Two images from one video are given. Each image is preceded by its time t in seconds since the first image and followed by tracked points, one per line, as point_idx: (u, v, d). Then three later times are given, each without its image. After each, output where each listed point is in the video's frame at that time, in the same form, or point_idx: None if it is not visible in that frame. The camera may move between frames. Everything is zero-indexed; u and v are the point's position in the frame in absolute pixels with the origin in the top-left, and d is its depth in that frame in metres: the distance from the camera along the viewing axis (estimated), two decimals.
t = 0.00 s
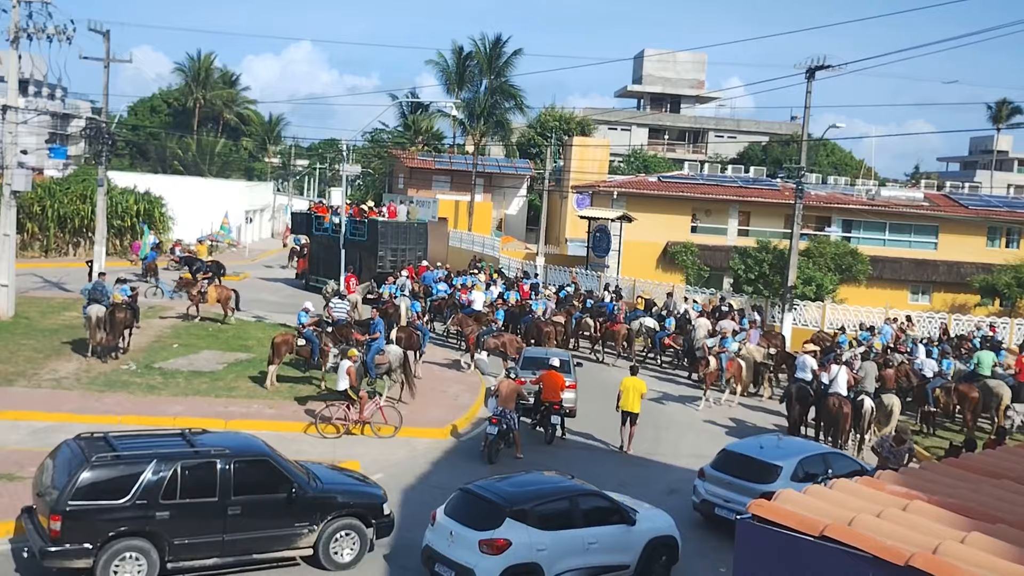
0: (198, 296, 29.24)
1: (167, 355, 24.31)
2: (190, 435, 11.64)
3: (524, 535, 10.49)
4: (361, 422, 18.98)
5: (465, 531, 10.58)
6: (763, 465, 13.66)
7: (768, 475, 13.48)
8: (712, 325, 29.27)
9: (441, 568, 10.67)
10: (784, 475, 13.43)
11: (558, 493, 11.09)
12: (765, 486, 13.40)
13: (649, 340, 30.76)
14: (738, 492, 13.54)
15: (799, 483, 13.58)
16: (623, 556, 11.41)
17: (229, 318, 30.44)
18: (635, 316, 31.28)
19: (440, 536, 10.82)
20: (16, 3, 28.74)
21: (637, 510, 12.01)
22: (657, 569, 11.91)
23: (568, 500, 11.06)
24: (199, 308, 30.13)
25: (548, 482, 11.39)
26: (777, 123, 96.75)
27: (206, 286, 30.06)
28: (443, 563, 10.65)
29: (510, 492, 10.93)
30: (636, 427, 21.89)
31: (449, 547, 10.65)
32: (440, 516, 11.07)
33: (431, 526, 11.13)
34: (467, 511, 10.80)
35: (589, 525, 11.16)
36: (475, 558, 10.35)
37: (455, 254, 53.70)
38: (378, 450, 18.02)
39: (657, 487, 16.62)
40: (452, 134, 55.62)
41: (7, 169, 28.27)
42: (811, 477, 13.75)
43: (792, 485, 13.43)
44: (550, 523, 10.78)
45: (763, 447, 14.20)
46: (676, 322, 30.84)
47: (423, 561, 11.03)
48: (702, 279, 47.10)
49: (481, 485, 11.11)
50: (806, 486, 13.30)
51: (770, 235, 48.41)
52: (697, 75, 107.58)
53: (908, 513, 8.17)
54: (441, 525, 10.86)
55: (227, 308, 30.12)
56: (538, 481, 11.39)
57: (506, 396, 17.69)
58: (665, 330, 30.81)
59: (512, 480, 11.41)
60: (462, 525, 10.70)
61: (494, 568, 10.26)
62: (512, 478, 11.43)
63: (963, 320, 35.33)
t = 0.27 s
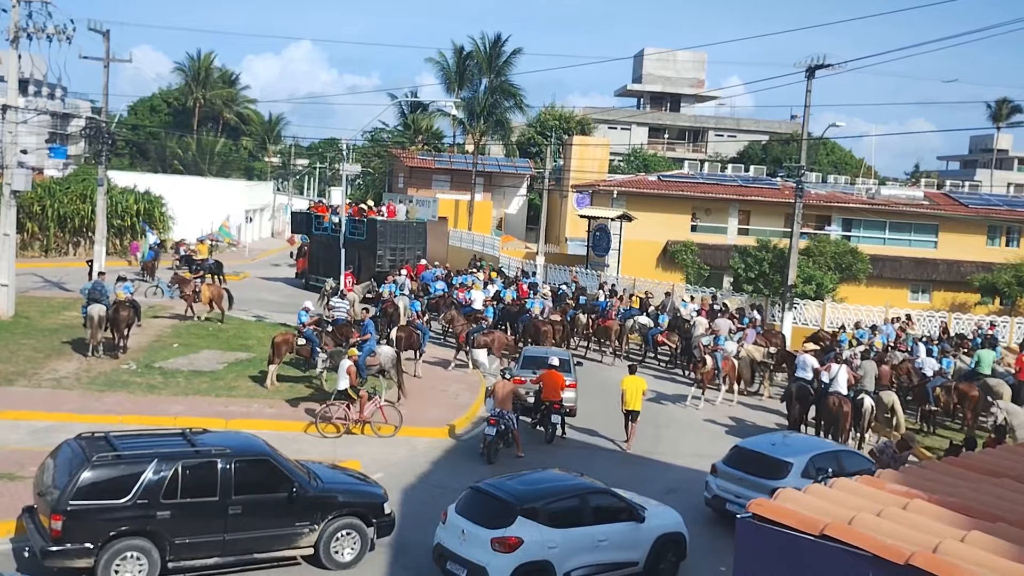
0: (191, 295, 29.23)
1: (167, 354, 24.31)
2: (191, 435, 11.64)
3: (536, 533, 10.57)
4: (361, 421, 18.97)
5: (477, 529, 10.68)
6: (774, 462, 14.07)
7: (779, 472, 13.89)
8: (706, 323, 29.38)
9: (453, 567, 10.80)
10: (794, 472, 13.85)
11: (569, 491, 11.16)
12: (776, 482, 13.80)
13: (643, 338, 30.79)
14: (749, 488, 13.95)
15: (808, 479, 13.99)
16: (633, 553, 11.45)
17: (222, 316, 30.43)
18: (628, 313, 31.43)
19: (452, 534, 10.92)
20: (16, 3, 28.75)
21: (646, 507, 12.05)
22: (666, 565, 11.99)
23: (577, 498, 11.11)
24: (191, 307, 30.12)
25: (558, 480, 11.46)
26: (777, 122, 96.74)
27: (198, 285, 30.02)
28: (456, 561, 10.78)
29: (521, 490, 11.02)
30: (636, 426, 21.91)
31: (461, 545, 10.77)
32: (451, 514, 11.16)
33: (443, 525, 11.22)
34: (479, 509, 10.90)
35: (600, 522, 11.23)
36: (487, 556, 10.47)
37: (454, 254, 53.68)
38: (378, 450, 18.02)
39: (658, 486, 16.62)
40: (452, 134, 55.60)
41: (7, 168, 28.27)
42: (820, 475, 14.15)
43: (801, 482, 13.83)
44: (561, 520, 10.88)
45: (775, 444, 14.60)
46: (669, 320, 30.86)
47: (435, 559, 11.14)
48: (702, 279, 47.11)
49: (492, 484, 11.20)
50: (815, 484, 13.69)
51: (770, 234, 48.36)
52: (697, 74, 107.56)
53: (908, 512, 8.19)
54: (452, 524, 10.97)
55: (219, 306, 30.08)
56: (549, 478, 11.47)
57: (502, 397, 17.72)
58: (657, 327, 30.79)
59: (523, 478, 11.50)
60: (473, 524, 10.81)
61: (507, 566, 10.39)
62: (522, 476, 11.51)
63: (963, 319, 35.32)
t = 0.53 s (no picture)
0: (182, 296, 29.13)
1: (168, 354, 24.32)
2: (192, 434, 11.64)
3: (552, 529, 10.64)
4: (362, 421, 18.97)
5: (493, 526, 10.72)
6: (786, 459, 14.21)
7: (790, 469, 14.03)
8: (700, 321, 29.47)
9: (469, 563, 10.80)
10: (805, 469, 14.00)
11: (582, 489, 11.23)
12: (788, 479, 13.94)
13: (636, 336, 30.82)
14: (761, 484, 14.06)
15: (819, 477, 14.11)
16: (646, 548, 11.52)
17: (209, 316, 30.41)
18: (622, 312, 31.51)
19: (468, 531, 10.96)
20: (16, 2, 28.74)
21: (658, 504, 12.12)
22: (677, 561, 12.06)
23: (592, 496, 11.20)
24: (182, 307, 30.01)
25: (571, 478, 11.53)
26: (777, 121, 96.73)
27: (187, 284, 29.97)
28: (472, 557, 10.78)
29: (536, 488, 11.08)
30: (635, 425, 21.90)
31: (477, 542, 10.80)
32: (466, 512, 11.19)
33: (457, 523, 11.26)
34: (494, 506, 10.95)
35: (614, 519, 11.29)
36: (504, 552, 10.50)
37: (455, 253, 53.68)
38: (379, 449, 18.02)
39: (657, 486, 16.61)
40: (452, 133, 55.58)
41: (7, 168, 28.26)
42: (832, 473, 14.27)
43: (812, 479, 13.97)
44: (577, 517, 10.94)
45: (787, 442, 14.75)
46: (663, 319, 30.64)
47: (451, 556, 11.17)
48: (702, 278, 47.13)
49: (507, 481, 11.26)
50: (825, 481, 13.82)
51: (770, 234, 48.31)
52: (697, 73, 107.57)
53: (909, 511, 8.18)
54: (469, 521, 11.00)
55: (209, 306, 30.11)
56: (562, 476, 11.54)
57: (501, 398, 17.74)
58: (651, 326, 30.29)
59: (538, 476, 11.56)
60: (489, 521, 10.85)
61: (524, 563, 10.42)
62: (536, 473, 11.58)
63: (964, 318, 35.34)
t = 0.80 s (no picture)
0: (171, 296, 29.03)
1: (168, 354, 24.32)
2: (196, 434, 11.65)
3: (574, 525, 10.87)
4: (362, 421, 18.99)
5: (515, 522, 10.95)
6: (797, 457, 14.55)
7: (802, 467, 14.36)
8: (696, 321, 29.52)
9: (492, 558, 11.03)
10: (816, 467, 14.33)
11: (602, 486, 11.47)
12: (800, 476, 14.27)
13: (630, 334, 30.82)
14: (773, 482, 14.40)
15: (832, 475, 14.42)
16: (664, 544, 11.77)
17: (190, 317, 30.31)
18: (618, 311, 31.57)
19: (491, 527, 11.18)
20: (15, 3, 28.76)
21: (674, 499, 12.38)
22: (695, 556, 12.31)
23: (612, 492, 11.45)
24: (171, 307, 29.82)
25: (590, 475, 11.77)
26: (777, 121, 96.82)
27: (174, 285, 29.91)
28: (495, 553, 11.01)
29: (557, 485, 11.31)
30: (636, 425, 21.90)
31: (500, 538, 11.02)
32: (488, 508, 11.42)
33: (479, 520, 11.48)
34: (516, 503, 11.17)
35: (633, 515, 11.54)
36: (527, 548, 10.72)
37: (455, 253, 53.69)
38: (379, 449, 18.03)
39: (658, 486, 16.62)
40: (452, 133, 55.58)
41: (6, 168, 28.27)
42: (843, 471, 14.59)
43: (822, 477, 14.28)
44: (598, 514, 11.18)
45: (799, 440, 15.09)
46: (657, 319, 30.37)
47: (473, 552, 11.38)
48: (702, 278, 47.15)
49: (528, 479, 11.49)
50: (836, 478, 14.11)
51: (770, 234, 48.30)
52: (697, 72, 107.59)
53: (908, 511, 8.18)
54: (491, 517, 11.23)
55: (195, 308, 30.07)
56: (582, 474, 11.78)
57: (501, 399, 17.68)
58: (644, 325, 30.08)
59: (558, 473, 11.81)
60: (511, 517, 11.07)
61: (548, 558, 10.65)
62: (556, 471, 11.82)
63: (963, 317, 35.36)
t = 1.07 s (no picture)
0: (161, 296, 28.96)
1: (169, 355, 24.34)
2: (201, 435, 11.66)
3: (601, 520, 11.22)
4: (363, 421, 18.99)
5: (543, 517, 11.29)
6: (810, 455, 14.71)
7: (815, 464, 14.52)
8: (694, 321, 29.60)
9: (520, 553, 11.35)
10: (829, 464, 14.46)
11: (626, 481, 11.82)
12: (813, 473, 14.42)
13: (624, 333, 30.92)
14: (786, 479, 14.59)
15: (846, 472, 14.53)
16: (685, 537, 12.15)
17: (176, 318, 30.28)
18: (613, 311, 31.64)
19: (518, 522, 11.51)
20: (15, 4, 28.80)
21: (694, 494, 12.75)
22: (713, 549, 12.68)
23: (635, 488, 11.80)
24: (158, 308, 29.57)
25: (613, 471, 12.12)
26: (777, 121, 96.82)
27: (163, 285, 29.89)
28: (523, 547, 11.34)
29: (582, 481, 11.65)
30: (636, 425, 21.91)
31: (528, 532, 11.35)
32: (515, 503, 11.75)
33: (506, 515, 11.81)
34: (543, 499, 11.50)
35: (655, 509, 11.90)
36: (556, 543, 11.06)
37: (455, 253, 53.67)
38: (380, 449, 18.05)
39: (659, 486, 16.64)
40: (452, 133, 55.58)
41: (6, 169, 28.28)
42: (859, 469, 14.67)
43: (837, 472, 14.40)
44: (621, 509, 11.55)
45: (815, 439, 15.25)
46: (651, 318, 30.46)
47: (500, 546, 11.70)
48: (702, 277, 47.16)
49: (554, 474, 11.83)
50: (847, 474, 14.23)
51: (770, 233, 48.30)
52: (696, 72, 107.58)
53: (908, 511, 8.19)
54: (518, 512, 11.56)
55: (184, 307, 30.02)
56: (605, 470, 12.12)
57: (500, 400, 17.62)
58: (637, 324, 30.31)
59: (582, 469, 12.16)
60: (539, 512, 11.40)
61: (575, 552, 10.98)
62: (579, 467, 12.16)
63: (963, 317, 35.36)
